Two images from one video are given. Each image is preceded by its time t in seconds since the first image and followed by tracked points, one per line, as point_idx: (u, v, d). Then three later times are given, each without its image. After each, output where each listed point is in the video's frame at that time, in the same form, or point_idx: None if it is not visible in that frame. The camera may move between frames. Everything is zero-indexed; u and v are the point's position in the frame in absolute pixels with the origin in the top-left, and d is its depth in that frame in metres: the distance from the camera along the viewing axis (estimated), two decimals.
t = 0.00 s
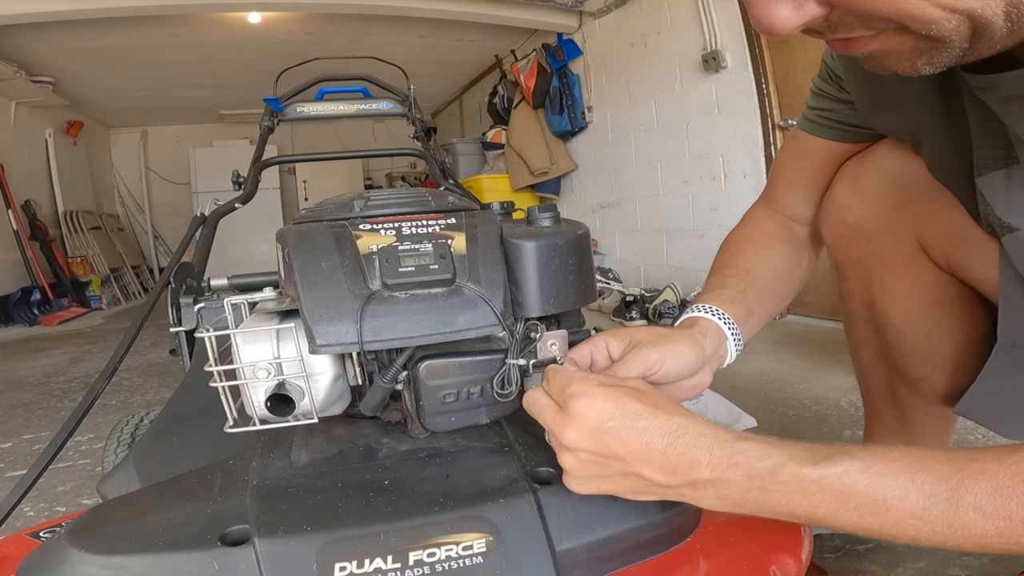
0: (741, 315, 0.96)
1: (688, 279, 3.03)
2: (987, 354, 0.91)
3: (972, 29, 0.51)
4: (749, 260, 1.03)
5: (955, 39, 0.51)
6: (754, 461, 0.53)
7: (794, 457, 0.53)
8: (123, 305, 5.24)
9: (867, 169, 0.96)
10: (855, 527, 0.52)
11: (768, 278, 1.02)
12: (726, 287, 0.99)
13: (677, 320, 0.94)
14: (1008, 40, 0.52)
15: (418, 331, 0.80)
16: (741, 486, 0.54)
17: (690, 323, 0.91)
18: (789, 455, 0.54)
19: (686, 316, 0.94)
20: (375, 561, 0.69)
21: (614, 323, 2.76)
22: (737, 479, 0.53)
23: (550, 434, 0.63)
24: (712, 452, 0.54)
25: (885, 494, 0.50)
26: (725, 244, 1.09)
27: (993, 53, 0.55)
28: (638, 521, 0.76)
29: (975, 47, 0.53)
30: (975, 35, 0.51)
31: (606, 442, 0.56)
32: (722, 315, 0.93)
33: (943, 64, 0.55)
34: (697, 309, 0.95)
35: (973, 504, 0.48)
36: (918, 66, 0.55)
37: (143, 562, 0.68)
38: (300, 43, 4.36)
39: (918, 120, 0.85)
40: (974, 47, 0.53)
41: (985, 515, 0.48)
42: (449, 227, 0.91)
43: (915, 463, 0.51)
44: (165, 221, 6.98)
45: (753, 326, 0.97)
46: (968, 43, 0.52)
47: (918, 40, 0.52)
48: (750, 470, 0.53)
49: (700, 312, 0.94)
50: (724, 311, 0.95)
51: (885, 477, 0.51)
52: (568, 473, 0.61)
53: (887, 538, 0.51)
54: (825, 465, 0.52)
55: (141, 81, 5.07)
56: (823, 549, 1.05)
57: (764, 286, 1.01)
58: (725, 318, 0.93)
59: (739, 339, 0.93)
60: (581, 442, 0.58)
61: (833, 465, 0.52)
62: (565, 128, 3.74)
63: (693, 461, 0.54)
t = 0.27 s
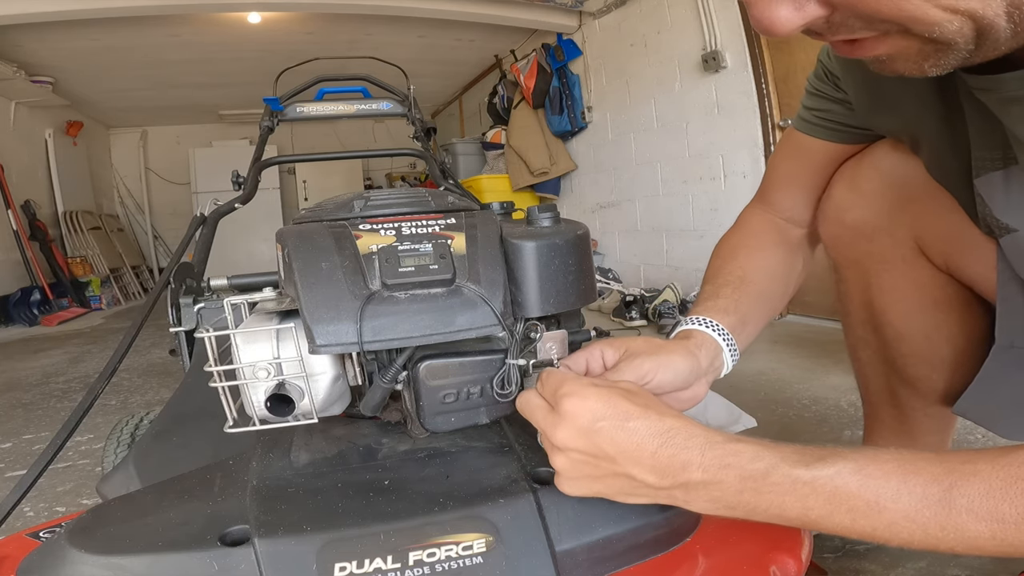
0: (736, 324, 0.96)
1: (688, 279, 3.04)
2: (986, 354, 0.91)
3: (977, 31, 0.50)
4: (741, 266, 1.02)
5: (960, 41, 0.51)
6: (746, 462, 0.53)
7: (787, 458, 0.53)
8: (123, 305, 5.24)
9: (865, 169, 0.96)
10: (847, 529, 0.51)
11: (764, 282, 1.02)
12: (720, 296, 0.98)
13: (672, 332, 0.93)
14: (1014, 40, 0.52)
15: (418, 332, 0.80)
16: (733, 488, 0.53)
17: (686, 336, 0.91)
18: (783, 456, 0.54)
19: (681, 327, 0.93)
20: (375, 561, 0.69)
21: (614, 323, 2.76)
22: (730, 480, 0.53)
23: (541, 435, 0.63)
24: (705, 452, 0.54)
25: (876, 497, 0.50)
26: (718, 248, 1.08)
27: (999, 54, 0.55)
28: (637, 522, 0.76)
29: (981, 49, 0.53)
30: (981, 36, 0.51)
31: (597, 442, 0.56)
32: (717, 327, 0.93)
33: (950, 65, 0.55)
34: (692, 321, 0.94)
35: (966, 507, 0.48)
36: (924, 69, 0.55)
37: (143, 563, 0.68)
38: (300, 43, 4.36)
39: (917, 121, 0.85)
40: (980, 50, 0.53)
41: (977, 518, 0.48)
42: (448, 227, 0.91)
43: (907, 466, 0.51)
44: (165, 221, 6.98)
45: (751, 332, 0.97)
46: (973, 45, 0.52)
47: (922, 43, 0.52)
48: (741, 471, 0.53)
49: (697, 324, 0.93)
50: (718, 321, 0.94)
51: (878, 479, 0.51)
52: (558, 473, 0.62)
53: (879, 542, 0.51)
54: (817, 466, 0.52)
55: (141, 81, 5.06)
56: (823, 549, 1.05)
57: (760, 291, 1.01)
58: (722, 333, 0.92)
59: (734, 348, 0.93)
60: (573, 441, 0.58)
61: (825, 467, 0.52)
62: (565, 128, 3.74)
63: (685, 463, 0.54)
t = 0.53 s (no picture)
0: (737, 325, 0.96)
1: (688, 279, 3.04)
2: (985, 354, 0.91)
3: (969, 30, 0.50)
4: (740, 269, 1.02)
5: (952, 40, 0.51)
6: (742, 464, 0.53)
7: (784, 459, 0.53)
8: (123, 305, 5.24)
9: (863, 170, 0.96)
10: (846, 531, 0.51)
11: (763, 284, 1.02)
12: (720, 299, 0.98)
13: (673, 335, 0.93)
14: (1007, 42, 0.52)
15: (418, 332, 0.80)
16: (730, 489, 0.53)
17: (687, 339, 0.90)
18: (779, 458, 0.53)
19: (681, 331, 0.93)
20: (375, 561, 0.69)
21: (614, 323, 2.76)
22: (726, 481, 0.53)
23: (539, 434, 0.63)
24: (702, 453, 0.54)
25: (874, 500, 0.50)
26: (717, 250, 1.08)
27: (993, 54, 0.55)
28: (637, 522, 0.76)
29: (973, 48, 0.53)
30: (973, 36, 0.51)
31: (593, 440, 0.56)
32: (719, 330, 0.93)
33: (941, 64, 0.54)
34: (692, 324, 0.94)
35: (966, 509, 0.48)
36: (915, 66, 0.55)
37: (142, 563, 0.68)
38: (300, 43, 4.36)
39: (915, 122, 0.85)
40: (973, 49, 0.53)
41: (977, 519, 0.48)
42: (448, 227, 0.91)
43: (906, 467, 0.51)
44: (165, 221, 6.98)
45: (751, 334, 0.97)
46: (965, 44, 0.52)
47: (915, 40, 0.52)
48: (739, 472, 0.53)
49: (696, 327, 0.93)
50: (719, 324, 0.94)
51: (876, 481, 0.51)
52: (556, 472, 0.62)
53: (877, 543, 0.51)
54: (815, 468, 0.52)
55: (141, 81, 5.06)
56: (823, 548, 1.05)
57: (760, 292, 1.01)
58: (723, 334, 0.92)
59: (735, 351, 0.93)
60: (570, 439, 0.58)
61: (823, 469, 0.52)
62: (565, 128, 3.74)
63: (681, 463, 0.54)
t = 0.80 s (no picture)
0: (738, 327, 0.96)
1: (688, 279, 3.04)
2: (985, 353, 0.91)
3: (971, 32, 0.50)
4: (741, 269, 1.02)
5: (953, 43, 0.51)
6: (747, 458, 0.53)
7: (790, 455, 0.53)
8: (123, 305, 5.24)
9: (863, 170, 0.96)
10: (851, 529, 0.51)
11: (764, 285, 1.01)
12: (721, 300, 0.98)
13: (675, 337, 0.93)
14: (1008, 42, 0.52)
15: (418, 331, 0.80)
16: (735, 484, 0.53)
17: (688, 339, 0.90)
18: (785, 454, 0.53)
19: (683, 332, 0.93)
20: (375, 561, 0.69)
21: (614, 323, 2.76)
22: (732, 476, 0.53)
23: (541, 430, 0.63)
24: (706, 449, 0.54)
25: (880, 496, 0.50)
26: (717, 250, 1.08)
27: (992, 57, 0.55)
28: (637, 522, 0.76)
29: (976, 51, 0.53)
30: (975, 37, 0.51)
31: (595, 435, 0.56)
32: (721, 331, 0.93)
33: (947, 68, 0.55)
34: (693, 325, 0.94)
35: (972, 506, 0.48)
36: (923, 71, 0.55)
37: (143, 563, 0.68)
38: (300, 43, 4.36)
39: (913, 122, 0.85)
40: (975, 52, 0.53)
41: (983, 517, 0.48)
42: (448, 227, 0.91)
43: (913, 464, 0.51)
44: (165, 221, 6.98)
45: (752, 335, 0.97)
46: (968, 47, 0.52)
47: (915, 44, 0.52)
48: (743, 467, 0.53)
49: (699, 327, 0.93)
50: (720, 325, 0.94)
51: (883, 477, 0.51)
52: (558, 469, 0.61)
53: (881, 540, 0.51)
54: (822, 464, 0.52)
55: (140, 81, 5.06)
56: (823, 548, 1.05)
57: (760, 293, 1.01)
58: (724, 335, 0.92)
59: (736, 351, 0.92)
60: (572, 434, 0.58)
61: (829, 465, 0.52)
62: (565, 128, 3.74)
63: (686, 459, 0.54)
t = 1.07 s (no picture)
0: (740, 328, 0.95)
1: (688, 279, 3.04)
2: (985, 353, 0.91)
3: (955, 33, 0.50)
4: (741, 270, 1.02)
5: (938, 44, 0.51)
6: (759, 453, 0.53)
7: (801, 450, 0.53)
8: (123, 305, 5.25)
9: (862, 170, 0.96)
10: (861, 526, 0.51)
11: (764, 286, 1.01)
12: (722, 301, 0.98)
13: (677, 337, 0.93)
14: (991, 43, 0.52)
15: (418, 331, 0.80)
16: (746, 480, 0.53)
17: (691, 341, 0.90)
18: (796, 449, 0.54)
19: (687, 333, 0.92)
20: (375, 561, 0.69)
21: (614, 323, 2.76)
22: (743, 472, 0.53)
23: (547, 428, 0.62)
24: (715, 445, 0.54)
25: (891, 492, 0.50)
26: (717, 250, 1.08)
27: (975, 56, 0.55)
28: (636, 522, 0.76)
29: (958, 52, 0.53)
30: (958, 40, 0.51)
31: (602, 429, 0.55)
32: (722, 333, 0.93)
33: (926, 68, 0.55)
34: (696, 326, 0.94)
35: (981, 501, 0.48)
36: (900, 71, 0.55)
37: (143, 562, 0.68)
38: (300, 43, 4.36)
39: (912, 123, 0.84)
40: (957, 52, 0.53)
41: (994, 513, 0.48)
42: (449, 227, 0.91)
43: (923, 460, 0.51)
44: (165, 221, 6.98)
45: (753, 336, 0.97)
46: (950, 48, 0.52)
47: (899, 44, 0.52)
48: (754, 462, 0.53)
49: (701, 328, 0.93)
50: (722, 326, 0.94)
51: (891, 473, 0.51)
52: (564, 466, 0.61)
53: (892, 538, 0.51)
54: (832, 459, 0.52)
55: (140, 81, 5.06)
56: (823, 548, 1.05)
57: (760, 294, 1.01)
58: (725, 337, 0.92)
59: (738, 352, 0.92)
60: (579, 430, 0.57)
61: (837, 461, 0.52)
62: (565, 128, 3.74)
63: (695, 454, 0.54)
